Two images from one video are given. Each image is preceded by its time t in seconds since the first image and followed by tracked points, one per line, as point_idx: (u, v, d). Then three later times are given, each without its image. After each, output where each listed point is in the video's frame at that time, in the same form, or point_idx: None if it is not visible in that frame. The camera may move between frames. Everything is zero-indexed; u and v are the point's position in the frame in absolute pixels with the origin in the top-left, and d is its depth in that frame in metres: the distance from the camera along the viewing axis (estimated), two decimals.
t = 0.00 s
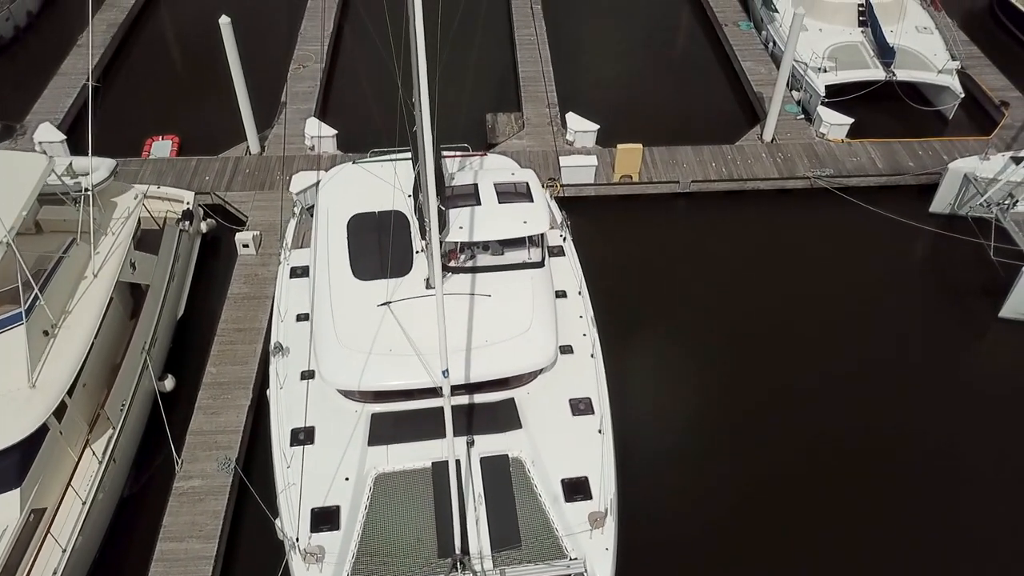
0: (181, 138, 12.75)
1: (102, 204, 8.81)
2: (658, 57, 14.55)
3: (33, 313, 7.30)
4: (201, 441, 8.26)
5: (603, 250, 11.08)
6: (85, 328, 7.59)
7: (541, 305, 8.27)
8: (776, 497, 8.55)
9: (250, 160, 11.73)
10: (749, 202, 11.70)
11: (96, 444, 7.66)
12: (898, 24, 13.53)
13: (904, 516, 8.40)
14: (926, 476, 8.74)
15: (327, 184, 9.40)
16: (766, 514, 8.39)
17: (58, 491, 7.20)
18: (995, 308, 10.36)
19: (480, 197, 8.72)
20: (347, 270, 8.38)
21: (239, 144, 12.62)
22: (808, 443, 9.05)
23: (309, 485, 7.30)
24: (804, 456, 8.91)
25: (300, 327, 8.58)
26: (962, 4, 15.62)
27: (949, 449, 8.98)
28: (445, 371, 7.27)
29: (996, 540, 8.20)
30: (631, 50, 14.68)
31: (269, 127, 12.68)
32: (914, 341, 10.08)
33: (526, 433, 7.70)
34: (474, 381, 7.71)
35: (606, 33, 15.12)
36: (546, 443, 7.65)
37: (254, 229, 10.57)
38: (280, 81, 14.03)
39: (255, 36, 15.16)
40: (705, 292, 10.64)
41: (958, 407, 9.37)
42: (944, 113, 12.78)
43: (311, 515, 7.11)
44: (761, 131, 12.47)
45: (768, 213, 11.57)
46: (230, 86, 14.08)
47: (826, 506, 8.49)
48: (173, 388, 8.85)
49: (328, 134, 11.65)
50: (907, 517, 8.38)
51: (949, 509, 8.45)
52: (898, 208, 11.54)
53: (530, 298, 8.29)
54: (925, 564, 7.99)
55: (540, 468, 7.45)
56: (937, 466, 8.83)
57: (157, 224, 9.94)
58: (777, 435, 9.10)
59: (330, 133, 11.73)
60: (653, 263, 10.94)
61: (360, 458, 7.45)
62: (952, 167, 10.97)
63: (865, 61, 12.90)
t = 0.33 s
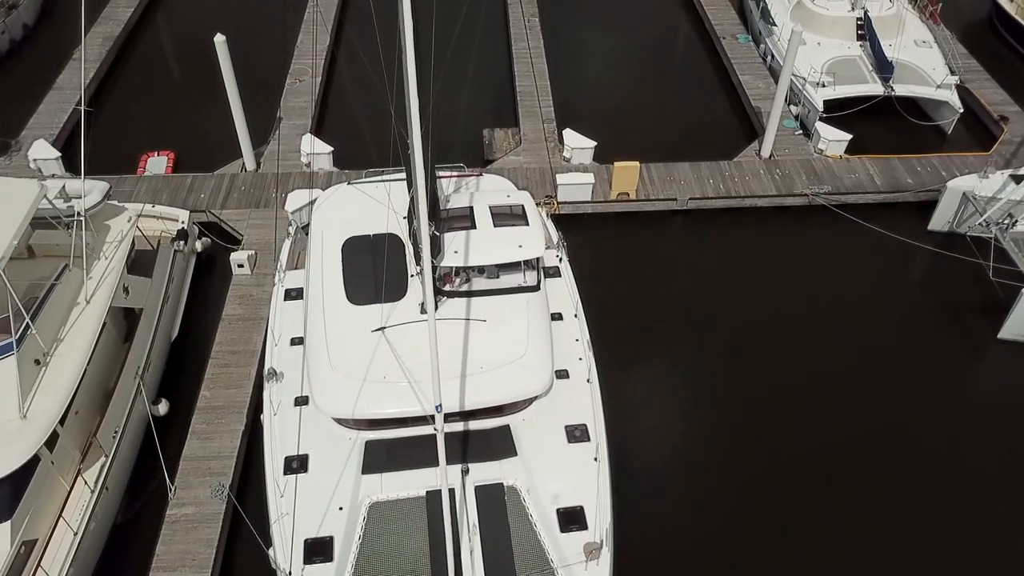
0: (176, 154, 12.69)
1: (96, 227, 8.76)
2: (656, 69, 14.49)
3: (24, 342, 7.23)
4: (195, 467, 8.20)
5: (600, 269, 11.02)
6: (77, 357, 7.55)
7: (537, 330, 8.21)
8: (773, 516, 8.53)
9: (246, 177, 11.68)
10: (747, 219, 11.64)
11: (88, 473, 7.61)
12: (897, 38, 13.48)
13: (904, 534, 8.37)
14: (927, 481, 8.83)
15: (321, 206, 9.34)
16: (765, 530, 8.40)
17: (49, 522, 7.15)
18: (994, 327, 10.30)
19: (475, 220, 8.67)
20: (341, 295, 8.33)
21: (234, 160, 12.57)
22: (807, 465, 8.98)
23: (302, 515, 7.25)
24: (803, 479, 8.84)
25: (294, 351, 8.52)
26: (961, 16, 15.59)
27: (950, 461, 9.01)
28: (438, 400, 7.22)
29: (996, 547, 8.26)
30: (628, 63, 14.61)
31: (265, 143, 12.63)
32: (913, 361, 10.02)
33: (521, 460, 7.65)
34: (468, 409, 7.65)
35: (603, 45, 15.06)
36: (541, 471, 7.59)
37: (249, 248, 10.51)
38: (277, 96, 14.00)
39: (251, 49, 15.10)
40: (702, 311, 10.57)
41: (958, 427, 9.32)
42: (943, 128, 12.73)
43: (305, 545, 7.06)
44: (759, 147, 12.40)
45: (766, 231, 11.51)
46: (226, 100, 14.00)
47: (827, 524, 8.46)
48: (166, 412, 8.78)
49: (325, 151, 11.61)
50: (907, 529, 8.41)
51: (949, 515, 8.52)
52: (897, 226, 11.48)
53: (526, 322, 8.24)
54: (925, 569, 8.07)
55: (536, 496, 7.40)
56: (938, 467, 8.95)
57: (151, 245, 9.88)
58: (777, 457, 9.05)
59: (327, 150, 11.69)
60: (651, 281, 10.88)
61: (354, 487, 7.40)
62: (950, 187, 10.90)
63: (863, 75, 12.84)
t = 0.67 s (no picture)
0: (171, 171, 12.65)
1: (90, 253, 8.71)
2: (654, 84, 14.44)
3: (15, 374, 7.19)
4: (189, 495, 8.15)
5: (597, 289, 10.97)
6: (69, 387, 7.50)
7: (532, 357, 8.17)
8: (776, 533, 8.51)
9: (242, 196, 11.63)
10: (745, 238, 11.59)
11: (81, 504, 7.57)
12: (896, 53, 13.43)
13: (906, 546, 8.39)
14: (927, 481, 8.97)
15: (315, 230, 9.30)
16: (764, 553, 8.34)
17: (41, 555, 7.11)
18: (993, 347, 10.24)
19: (470, 246, 8.63)
20: (336, 321, 8.29)
21: (230, 179, 12.52)
22: (808, 488, 8.89)
23: (296, 546, 7.19)
24: (803, 503, 8.76)
25: (288, 377, 8.48)
26: (960, 28, 15.53)
27: (951, 464, 9.13)
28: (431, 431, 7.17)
29: (996, 548, 8.38)
30: (627, 77, 14.57)
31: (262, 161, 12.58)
32: (913, 382, 9.95)
33: (516, 490, 7.60)
34: (463, 438, 7.59)
35: (600, 59, 15.01)
36: (537, 501, 7.54)
37: (244, 270, 10.46)
38: (274, 111, 13.97)
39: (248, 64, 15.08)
40: (701, 332, 10.51)
41: (958, 448, 9.28)
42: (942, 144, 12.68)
43: None
44: (757, 164, 12.35)
45: (764, 250, 11.46)
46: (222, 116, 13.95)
47: (827, 541, 8.43)
48: (161, 438, 8.73)
49: (321, 170, 11.59)
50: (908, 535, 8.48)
51: (949, 516, 8.64)
52: (895, 245, 11.43)
53: (521, 349, 8.20)
54: (926, 569, 8.19)
55: (531, 527, 7.35)
56: (938, 467, 9.10)
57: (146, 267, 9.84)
58: (777, 480, 8.97)
59: (324, 168, 11.66)
60: (648, 301, 10.82)
61: (348, 519, 7.35)
62: (949, 206, 10.82)
63: (862, 91, 12.78)
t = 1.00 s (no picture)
0: (168, 190, 12.62)
1: (84, 280, 8.68)
2: (651, 99, 14.42)
3: (8, 409, 7.17)
4: (183, 525, 8.12)
5: (594, 310, 10.93)
6: (63, 420, 7.46)
7: (527, 387, 8.13)
8: (776, 548, 8.57)
9: (238, 216, 11.60)
10: (742, 259, 11.55)
11: (74, 537, 7.54)
12: (894, 69, 13.42)
13: (907, 555, 8.51)
14: (925, 500, 8.99)
15: (311, 255, 9.29)
16: None
17: None
18: (990, 371, 10.20)
19: (466, 274, 8.61)
20: (330, 350, 8.25)
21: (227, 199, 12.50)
22: (807, 503, 8.94)
23: None
24: (803, 510, 8.89)
25: (282, 406, 8.44)
26: (958, 43, 15.48)
27: (951, 466, 9.31)
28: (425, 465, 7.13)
29: (995, 547, 8.58)
30: (625, 93, 14.53)
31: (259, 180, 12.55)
32: (911, 406, 9.91)
33: (511, 522, 7.57)
34: (458, 471, 7.56)
35: (598, 74, 14.97)
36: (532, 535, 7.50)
37: (239, 293, 10.43)
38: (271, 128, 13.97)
39: (246, 81, 15.06)
40: (698, 354, 10.46)
41: (957, 471, 9.25)
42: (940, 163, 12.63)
43: None
44: (754, 184, 12.31)
45: (761, 271, 11.41)
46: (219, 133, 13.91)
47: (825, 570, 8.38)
48: (155, 466, 8.69)
49: (318, 191, 11.56)
50: (910, 537, 8.65)
51: (950, 518, 8.83)
52: (892, 266, 11.39)
53: (516, 379, 8.16)
54: None
55: (526, 561, 7.32)
56: (936, 493, 9.06)
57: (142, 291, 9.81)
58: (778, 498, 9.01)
59: (321, 189, 11.63)
60: (645, 323, 10.78)
61: (342, 553, 7.31)
62: (947, 228, 10.78)
63: (859, 109, 12.74)
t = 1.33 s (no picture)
0: (165, 212, 12.61)
1: (80, 311, 8.69)
2: (649, 117, 14.40)
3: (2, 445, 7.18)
4: (178, 558, 8.10)
5: (592, 334, 10.90)
6: (58, 456, 7.46)
7: (524, 420, 8.12)
8: (780, 557, 8.68)
9: (235, 239, 11.60)
10: (739, 282, 11.53)
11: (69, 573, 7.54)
12: (892, 88, 13.40)
13: (911, 558, 8.67)
14: (924, 526, 8.95)
15: (307, 283, 9.27)
16: None
17: None
18: (988, 395, 10.19)
19: (461, 305, 8.60)
20: (325, 382, 8.23)
21: (224, 221, 12.49)
22: (805, 531, 8.91)
23: None
24: (802, 531, 8.91)
25: (277, 438, 8.43)
26: (956, 59, 15.47)
27: (949, 490, 9.28)
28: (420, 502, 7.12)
29: (995, 548, 8.77)
30: (623, 111, 14.52)
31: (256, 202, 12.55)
32: (909, 431, 9.88)
33: (507, 558, 7.53)
34: (453, 506, 7.53)
35: (596, 91, 14.95)
36: (528, 570, 7.47)
37: (236, 318, 10.42)
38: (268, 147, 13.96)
39: (244, 99, 15.05)
40: (696, 378, 10.43)
41: (955, 496, 9.23)
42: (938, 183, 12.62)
43: None
44: (752, 205, 12.29)
45: (759, 294, 11.40)
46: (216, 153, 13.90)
47: None
48: (150, 497, 8.67)
49: (314, 214, 11.56)
50: (913, 539, 8.84)
51: (951, 517, 9.03)
52: (890, 289, 11.37)
53: (512, 412, 8.15)
54: None
55: None
56: (935, 519, 9.03)
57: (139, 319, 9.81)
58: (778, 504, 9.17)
59: (317, 212, 11.63)
60: (642, 346, 10.75)
61: None
62: (944, 252, 10.77)
63: (857, 129, 12.70)
